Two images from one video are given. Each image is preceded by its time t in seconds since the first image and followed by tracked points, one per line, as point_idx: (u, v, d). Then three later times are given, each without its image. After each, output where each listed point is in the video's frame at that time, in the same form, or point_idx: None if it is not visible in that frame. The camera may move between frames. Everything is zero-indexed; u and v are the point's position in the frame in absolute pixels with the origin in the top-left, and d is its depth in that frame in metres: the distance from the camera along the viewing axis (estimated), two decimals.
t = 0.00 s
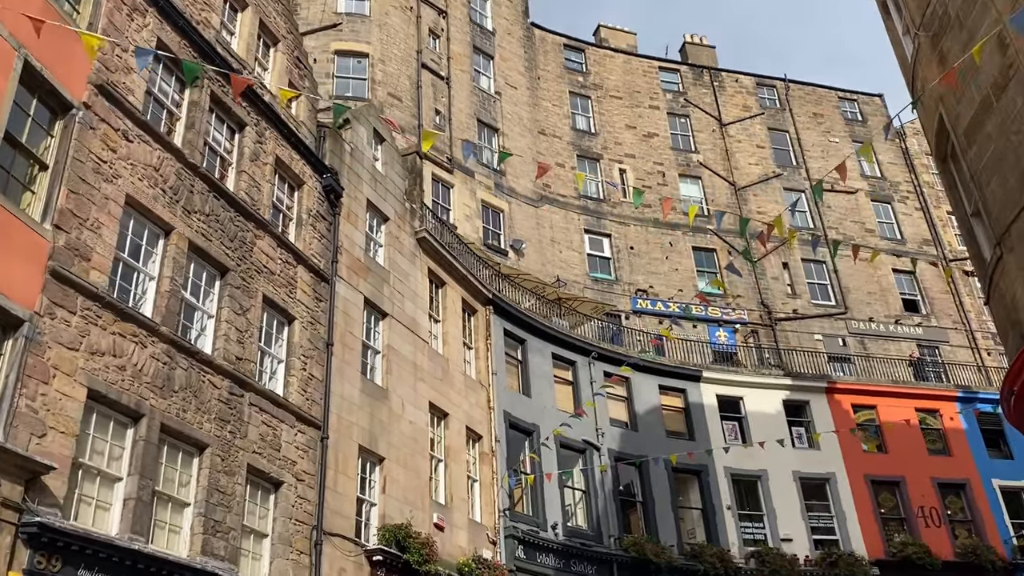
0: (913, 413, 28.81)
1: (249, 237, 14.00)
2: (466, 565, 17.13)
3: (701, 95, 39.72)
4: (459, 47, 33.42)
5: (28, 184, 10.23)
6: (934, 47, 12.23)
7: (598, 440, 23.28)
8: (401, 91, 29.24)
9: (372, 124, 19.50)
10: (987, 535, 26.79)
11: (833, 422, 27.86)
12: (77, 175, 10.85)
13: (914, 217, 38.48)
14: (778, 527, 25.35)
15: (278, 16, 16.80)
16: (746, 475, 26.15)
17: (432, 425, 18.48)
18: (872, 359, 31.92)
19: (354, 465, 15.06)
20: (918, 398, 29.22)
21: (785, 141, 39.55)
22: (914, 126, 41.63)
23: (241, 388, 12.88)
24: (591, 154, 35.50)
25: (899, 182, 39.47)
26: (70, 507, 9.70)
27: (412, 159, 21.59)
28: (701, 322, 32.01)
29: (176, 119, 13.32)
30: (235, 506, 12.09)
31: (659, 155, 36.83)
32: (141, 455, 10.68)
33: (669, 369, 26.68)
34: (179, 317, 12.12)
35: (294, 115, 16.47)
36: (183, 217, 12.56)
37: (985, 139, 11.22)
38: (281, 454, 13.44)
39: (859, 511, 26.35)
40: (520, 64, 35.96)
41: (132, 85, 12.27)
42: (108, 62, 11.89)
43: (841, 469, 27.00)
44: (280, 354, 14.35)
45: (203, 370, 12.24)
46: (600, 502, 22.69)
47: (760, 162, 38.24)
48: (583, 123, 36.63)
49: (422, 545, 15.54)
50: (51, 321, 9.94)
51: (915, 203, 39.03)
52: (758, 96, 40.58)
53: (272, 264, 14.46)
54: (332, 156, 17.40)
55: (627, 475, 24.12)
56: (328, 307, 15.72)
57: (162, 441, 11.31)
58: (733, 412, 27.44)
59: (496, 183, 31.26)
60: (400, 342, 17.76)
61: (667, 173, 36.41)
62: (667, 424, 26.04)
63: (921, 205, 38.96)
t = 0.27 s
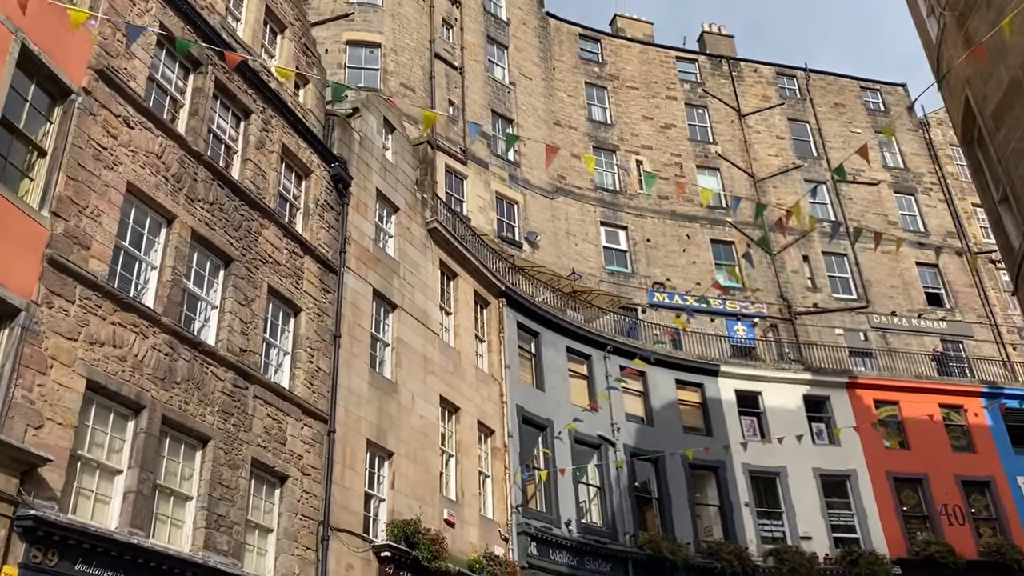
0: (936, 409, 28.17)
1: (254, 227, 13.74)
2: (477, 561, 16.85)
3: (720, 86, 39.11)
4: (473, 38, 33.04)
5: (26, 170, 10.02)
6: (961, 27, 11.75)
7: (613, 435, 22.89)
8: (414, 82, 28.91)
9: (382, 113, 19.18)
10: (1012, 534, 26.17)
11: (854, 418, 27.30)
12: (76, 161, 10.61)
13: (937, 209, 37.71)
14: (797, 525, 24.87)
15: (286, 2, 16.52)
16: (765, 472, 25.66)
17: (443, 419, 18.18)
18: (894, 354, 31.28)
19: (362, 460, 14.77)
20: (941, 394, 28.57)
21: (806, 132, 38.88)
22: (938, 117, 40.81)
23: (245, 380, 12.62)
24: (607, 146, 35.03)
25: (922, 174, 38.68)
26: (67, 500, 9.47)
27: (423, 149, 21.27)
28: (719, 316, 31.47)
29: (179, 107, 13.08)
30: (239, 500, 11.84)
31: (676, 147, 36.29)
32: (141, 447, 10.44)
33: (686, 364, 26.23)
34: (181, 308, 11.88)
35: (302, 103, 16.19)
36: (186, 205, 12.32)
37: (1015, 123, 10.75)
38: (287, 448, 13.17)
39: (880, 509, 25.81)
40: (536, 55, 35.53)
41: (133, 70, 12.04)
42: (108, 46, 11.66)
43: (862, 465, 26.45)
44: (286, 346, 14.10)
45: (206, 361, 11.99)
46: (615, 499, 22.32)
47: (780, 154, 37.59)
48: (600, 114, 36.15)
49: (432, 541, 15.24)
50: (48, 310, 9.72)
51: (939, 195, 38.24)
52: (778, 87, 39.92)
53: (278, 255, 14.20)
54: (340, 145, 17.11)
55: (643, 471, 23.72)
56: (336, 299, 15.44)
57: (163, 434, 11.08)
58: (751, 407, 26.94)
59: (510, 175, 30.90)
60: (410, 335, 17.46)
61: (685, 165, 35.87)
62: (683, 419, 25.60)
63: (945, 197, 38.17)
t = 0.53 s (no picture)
0: (952, 379, 27.87)
1: (259, 190, 13.59)
2: (486, 527, 16.84)
3: (736, 53, 38.45)
4: (484, 4, 32.56)
5: (23, 131, 9.91)
6: None
7: (623, 404, 22.76)
8: (424, 48, 28.55)
9: (390, 77, 18.89)
10: None
11: (867, 388, 27.05)
12: (74, 121, 10.46)
13: (956, 178, 37.08)
14: (809, 495, 24.74)
15: None
16: (777, 441, 25.50)
17: (451, 386, 18.07)
18: (909, 324, 30.92)
19: (369, 425, 14.68)
20: (956, 364, 28.26)
21: (823, 99, 38.22)
22: (958, 84, 40.02)
23: (250, 344, 12.54)
24: (620, 114, 34.58)
25: (940, 142, 38.01)
26: (68, 462, 9.44)
27: (432, 115, 21.00)
28: (733, 286, 31.14)
29: (182, 68, 12.89)
30: (243, 464, 11.81)
31: (691, 114, 35.77)
32: (143, 411, 10.39)
33: (698, 333, 26.00)
34: (183, 271, 11.79)
35: (307, 66, 15.95)
36: (189, 167, 12.18)
37: None
38: (293, 412, 13.10)
39: (893, 479, 25.63)
40: (548, 22, 35.02)
41: (133, 30, 11.85)
42: (106, 5, 11.46)
43: (875, 435, 26.25)
44: (292, 310, 13.99)
45: (210, 325, 11.91)
46: (625, 467, 22.25)
47: (796, 122, 36.98)
48: (613, 82, 35.64)
49: (439, 506, 15.16)
50: (47, 271, 9.62)
51: (958, 163, 37.57)
52: (795, 54, 39.23)
53: (284, 219, 14.05)
54: (347, 109, 16.88)
55: (653, 440, 23.62)
56: (343, 264, 15.30)
57: (166, 397, 11.03)
58: (764, 377, 26.72)
59: (522, 143, 30.57)
60: (418, 302, 17.31)
61: (699, 133, 35.37)
62: (695, 388, 25.42)
63: (964, 166, 37.51)
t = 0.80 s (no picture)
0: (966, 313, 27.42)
1: (250, 116, 13.15)
2: (489, 460, 16.79)
3: None
4: None
5: None
6: None
7: (630, 338, 22.52)
8: None
9: None
10: None
11: (880, 322, 26.66)
12: (52, 41, 10.02)
13: (978, 107, 35.95)
14: (817, 429, 24.61)
15: None
16: (786, 376, 25.27)
17: (455, 320, 17.80)
18: (925, 258, 30.33)
19: (370, 358, 14.49)
20: (971, 298, 27.77)
21: (842, 25, 36.91)
22: (984, 9, 38.51)
23: (244, 275, 12.29)
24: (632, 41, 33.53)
25: (963, 70, 36.74)
26: (57, 391, 9.27)
27: (433, 40, 20.29)
28: (745, 220, 30.53)
29: None
30: (239, 395, 11.68)
31: (704, 42, 34.66)
32: (133, 340, 10.20)
33: (708, 266, 25.57)
34: (172, 200, 11.48)
35: None
36: (176, 91, 11.75)
37: None
38: (290, 344, 12.90)
39: (903, 413, 25.43)
40: None
41: None
42: None
43: (886, 369, 25.96)
44: (287, 241, 13.69)
45: (201, 255, 11.65)
46: (631, 401, 22.13)
47: (814, 49, 35.78)
48: (624, 7, 34.47)
49: (441, 439, 15.05)
50: (28, 196, 9.30)
51: (981, 92, 36.37)
52: None
53: (277, 146, 13.65)
54: (343, 32, 16.26)
55: (660, 374, 23.44)
56: (340, 194, 14.92)
57: (157, 327, 10.83)
58: (774, 311, 26.36)
59: (530, 71, 29.74)
60: (419, 234, 16.93)
61: (713, 61, 34.30)
62: (704, 323, 25.11)
63: (987, 94, 36.32)
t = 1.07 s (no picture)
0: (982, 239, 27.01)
1: (247, 36, 12.78)
2: (497, 386, 16.84)
3: None
4: None
5: None
6: None
7: (639, 266, 22.32)
8: None
9: None
10: None
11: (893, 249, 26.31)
12: None
13: (1001, 27, 34.78)
14: (827, 356, 24.54)
15: None
16: (797, 303, 25.10)
17: (461, 248, 17.63)
18: (941, 184, 29.77)
19: (375, 285, 14.38)
20: (987, 224, 27.32)
21: None
22: None
23: (244, 199, 12.11)
24: None
25: None
26: (56, 315, 9.23)
27: None
28: (759, 146, 29.87)
29: None
30: (243, 320, 11.64)
31: None
32: (132, 265, 10.10)
33: (719, 193, 25.16)
34: (168, 122, 11.24)
35: None
36: (168, 9, 11.38)
37: None
38: (293, 270, 12.79)
39: (914, 340, 25.31)
40: None
41: None
42: None
43: (898, 296, 25.73)
44: (289, 166, 13.46)
45: (200, 178, 11.47)
46: (640, 329, 22.06)
47: None
48: None
49: (448, 365, 15.03)
50: (18, 117, 9.09)
51: (1005, 11, 35.13)
52: None
53: (276, 67, 13.32)
54: None
55: (670, 302, 23.31)
56: (342, 118, 14.59)
57: (157, 251, 10.73)
58: (786, 238, 26.02)
59: None
60: (424, 159, 16.63)
61: None
62: (714, 250, 24.83)
63: (1012, 14, 35.09)
